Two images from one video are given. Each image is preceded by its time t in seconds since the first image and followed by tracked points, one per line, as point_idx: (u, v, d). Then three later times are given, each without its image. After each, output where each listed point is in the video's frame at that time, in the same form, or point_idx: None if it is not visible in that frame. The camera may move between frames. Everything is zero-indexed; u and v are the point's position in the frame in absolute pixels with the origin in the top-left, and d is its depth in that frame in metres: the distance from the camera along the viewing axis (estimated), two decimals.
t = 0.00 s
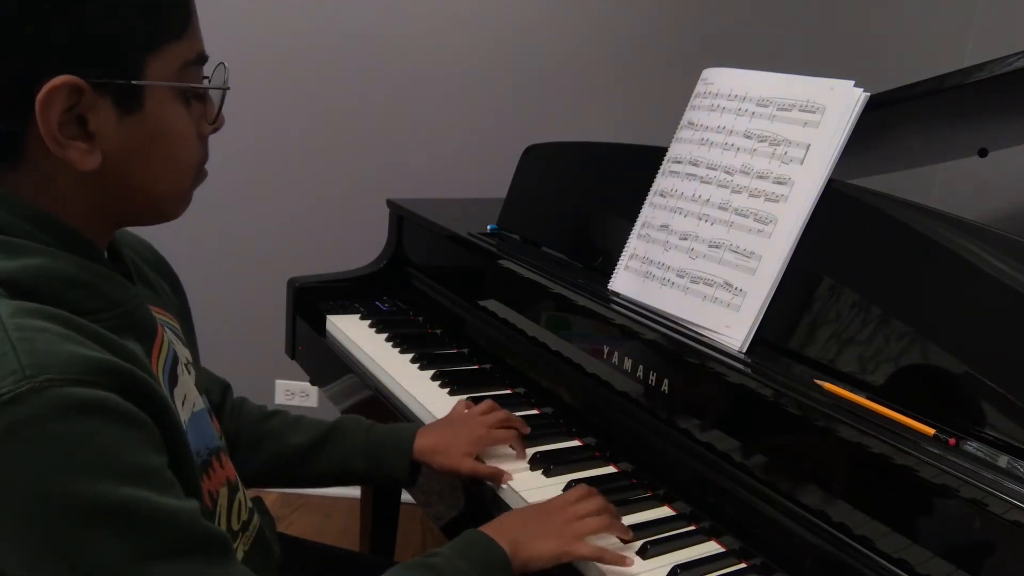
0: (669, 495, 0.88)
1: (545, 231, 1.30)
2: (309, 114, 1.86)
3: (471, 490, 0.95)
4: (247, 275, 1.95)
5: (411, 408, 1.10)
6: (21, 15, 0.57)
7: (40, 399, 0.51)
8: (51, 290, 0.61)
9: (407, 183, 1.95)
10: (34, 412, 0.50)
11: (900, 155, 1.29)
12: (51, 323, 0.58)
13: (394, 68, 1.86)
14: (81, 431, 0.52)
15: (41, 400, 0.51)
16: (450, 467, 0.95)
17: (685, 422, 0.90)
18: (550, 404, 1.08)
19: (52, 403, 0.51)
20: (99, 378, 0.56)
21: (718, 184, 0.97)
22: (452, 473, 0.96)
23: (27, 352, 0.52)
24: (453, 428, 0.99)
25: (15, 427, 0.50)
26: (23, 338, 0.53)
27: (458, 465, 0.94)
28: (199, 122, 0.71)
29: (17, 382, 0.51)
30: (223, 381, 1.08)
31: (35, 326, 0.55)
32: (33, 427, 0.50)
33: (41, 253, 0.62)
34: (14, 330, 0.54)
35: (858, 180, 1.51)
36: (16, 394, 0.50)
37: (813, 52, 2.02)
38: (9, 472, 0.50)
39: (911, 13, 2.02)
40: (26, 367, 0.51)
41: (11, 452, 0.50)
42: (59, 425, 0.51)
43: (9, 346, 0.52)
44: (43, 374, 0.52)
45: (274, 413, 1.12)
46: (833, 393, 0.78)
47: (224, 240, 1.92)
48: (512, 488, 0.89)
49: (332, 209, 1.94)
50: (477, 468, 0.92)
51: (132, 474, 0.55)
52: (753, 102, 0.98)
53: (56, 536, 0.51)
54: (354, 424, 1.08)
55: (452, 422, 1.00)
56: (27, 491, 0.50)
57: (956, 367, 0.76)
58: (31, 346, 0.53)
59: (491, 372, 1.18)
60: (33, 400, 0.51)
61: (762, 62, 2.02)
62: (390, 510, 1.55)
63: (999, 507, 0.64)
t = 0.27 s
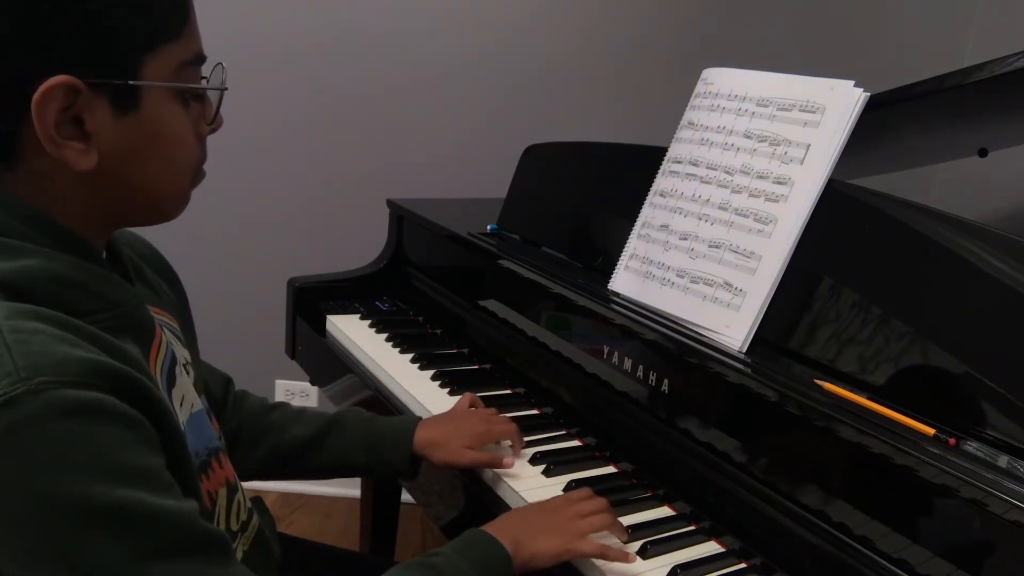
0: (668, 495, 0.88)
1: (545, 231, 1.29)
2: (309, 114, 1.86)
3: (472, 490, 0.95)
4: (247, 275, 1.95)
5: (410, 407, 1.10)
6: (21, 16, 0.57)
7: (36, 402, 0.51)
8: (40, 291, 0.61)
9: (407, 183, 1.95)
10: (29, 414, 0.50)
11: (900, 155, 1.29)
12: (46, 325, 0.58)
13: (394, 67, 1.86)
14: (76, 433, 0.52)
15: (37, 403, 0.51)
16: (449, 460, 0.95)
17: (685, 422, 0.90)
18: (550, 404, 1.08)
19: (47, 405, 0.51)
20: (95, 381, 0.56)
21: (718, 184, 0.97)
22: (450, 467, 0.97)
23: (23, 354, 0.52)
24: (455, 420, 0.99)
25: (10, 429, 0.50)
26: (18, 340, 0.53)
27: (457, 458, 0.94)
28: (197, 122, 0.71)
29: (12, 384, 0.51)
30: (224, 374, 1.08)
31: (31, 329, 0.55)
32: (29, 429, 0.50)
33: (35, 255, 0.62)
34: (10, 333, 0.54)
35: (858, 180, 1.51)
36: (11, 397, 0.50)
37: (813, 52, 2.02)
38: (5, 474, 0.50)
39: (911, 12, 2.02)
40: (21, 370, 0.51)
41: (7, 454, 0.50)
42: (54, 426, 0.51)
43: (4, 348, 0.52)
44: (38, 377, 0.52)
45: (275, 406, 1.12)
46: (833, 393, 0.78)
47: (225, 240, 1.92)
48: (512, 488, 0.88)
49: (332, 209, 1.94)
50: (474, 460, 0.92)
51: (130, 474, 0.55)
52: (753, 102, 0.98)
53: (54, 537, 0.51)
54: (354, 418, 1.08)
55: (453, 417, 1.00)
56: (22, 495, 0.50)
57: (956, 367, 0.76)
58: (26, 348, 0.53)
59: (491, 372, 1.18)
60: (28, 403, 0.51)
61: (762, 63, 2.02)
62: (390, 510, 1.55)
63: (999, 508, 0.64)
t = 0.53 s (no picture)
0: (669, 495, 0.88)
1: (545, 231, 1.29)
2: (309, 114, 1.86)
3: (472, 490, 0.95)
4: (247, 275, 1.95)
5: (410, 407, 1.10)
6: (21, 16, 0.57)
7: (30, 403, 0.51)
8: (36, 290, 0.61)
9: (407, 183, 1.95)
10: (22, 415, 0.50)
11: (900, 155, 1.29)
12: (41, 326, 0.58)
13: (394, 67, 1.86)
14: (70, 434, 0.52)
15: (30, 404, 0.51)
16: (448, 464, 0.95)
17: (686, 422, 0.90)
18: (550, 404, 1.08)
19: (40, 406, 0.51)
20: (90, 383, 0.56)
21: (718, 184, 0.97)
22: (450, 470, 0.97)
23: (16, 355, 0.52)
24: (453, 422, 0.99)
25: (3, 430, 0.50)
26: (11, 341, 0.53)
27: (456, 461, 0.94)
28: (193, 123, 0.72)
29: (5, 385, 0.50)
30: (220, 381, 1.08)
31: (24, 329, 0.55)
32: (22, 430, 0.50)
33: (31, 255, 0.62)
34: (3, 334, 0.53)
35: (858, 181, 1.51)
36: (5, 398, 0.50)
37: (813, 52, 2.02)
38: None
39: (911, 12, 2.02)
40: (15, 371, 0.51)
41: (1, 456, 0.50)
42: (48, 427, 0.51)
43: None
44: (31, 378, 0.52)
45: (271, 412, 1.12)
46: (833, 393, 0.78)
47: (225, 241, 1.92)
48: (512, 487, 0.88)
49: (333, 209, 1.94)
50: (473, 462, 0.92)
51: (125, 474, 0.55)
52: (754, 102, 0.98)
53: (50, 538, 0.51)
54: (353, 422, 1.08)
55: (451, 418, 1.00)
56: (18, 497, 0.50)
57: (956, 367, 0.76)
58: (19, 349, 0.53)
59: (491, 372, 1.18)
60: (22, 403, 0.50)
61: (762, 63, 2.02)
62: (390, 510, 1.55)
63: (999, 508, 0.64)
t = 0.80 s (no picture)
0: (669, 495, 0.88)
1: (545, 231, 1.29)
2: (310, 114, 1.86)
3: (472, 490, 0.95)
4: (248, 275, 1.95)
5: (410, 407, 1.10)
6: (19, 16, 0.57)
7: (30, 404, 0.51)
8: (36, 291, 0.60)
9: (408, 183, 1.95)
10: (22, 416, 0.50)
11: (899, 155, 1.29)
12: (40, 327, 0.58)
13: (394, 68, 1.86)
14: (70, 436, 0.52)
15: (30, 404, 0.51)
16: (441, 462, 0.96)
17: (685, 422, 0.90)
18: (550, 404, 1.08)
19: (40, 407, 0.51)
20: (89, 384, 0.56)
21: (718, 184, 0.97)
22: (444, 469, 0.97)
23: (16, 355, 0.52)
24: (445, 422, 1.00)
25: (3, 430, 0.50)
26: (11, 342, 0.53)
27: (448, 459, 0.94)
28: (202, 136, 0.72)
29: (5, 385, 0.50)
30: (214, 380, 1.08)
31: (25, 330, 0.55)
32: (21, 431, 0.50)
33: (32, 256, 0.62)
34: (4, 334, 0.53)
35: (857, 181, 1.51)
36: (5, 398, 0.50)
37: (813, 52, 2.02)
38: None
39: (911, 12, 2.02)
40: (16, 371, 0.51)
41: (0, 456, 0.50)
42: (47, 428, 0.51)
43: None
44: (32, 378, 0.52)
45: (265, 411, 1.11)
46: (833, 393, 0.78)
47: (225, 241, 1.92)
48: (512, 487, 0.88)
49: (333, 209, 1.94)
50: (465, 459, 0.93)
51: (123, 475, 0.55)
52: (754, 102, 0.98)
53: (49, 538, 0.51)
54: (347, 421, 1.09)
55: (443, 419, 1.01)
56: (18, 498, 0.50)
57: (956, 367, 0.76)
58: (20, 349, 0.53)
59: (491, 372, 1.18)
60: (21, 404, 0.50)
61: (762, 63, 2.02)
62: (390, 510, 1.55)
63: (999, 508, 0.64)
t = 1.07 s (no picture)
0: (669, 495, 0.88)
1: (545, 231, 1.29)
2: (310, 114, 1.86)
3: (472, 490, 0.95)
4: (248, 275, 1.95)
5: (410, 407, 1.10)
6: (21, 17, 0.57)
7: (35, 399, 0.51)
8: (41, 289, 0.60)
9: (408, 182, 1.95)
10: (27, 411, 0.50)
11: (899, 155, 1.29)
12: (46, 324, 0.58)
13: (394, 67, 1.86)
14: (70, 434, 0.52)
15: (33, 400, 0.51)
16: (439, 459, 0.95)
17: (685, 422, 0.90)
18: (550, 404, 1.08)
19: (43, 402, 0.51)
20: (91, 381, 0.56)
21: (718, 184, 0.97)
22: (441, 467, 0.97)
23: (22, 350, 0.52)
24: (442, 421, 1.00)
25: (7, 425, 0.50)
26: (17, 337, 0.53)
27: (446, 456, 0.94)
28: (225, 165, 0.71)
29: (10, 379, 0.51)
30: (214, 385, 1.08)
31: (31, 326, 0.55)
32: (25, 426, 0.50)
33: (42, 255, 0.61)
34: (10, 330, 0.54)
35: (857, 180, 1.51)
36: (9, 393, 0.50)
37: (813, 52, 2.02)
38: None
39: (911, 11, 2.02)
40: (20, 366, 0.51)
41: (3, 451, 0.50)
42: (50, 425, 0.51)
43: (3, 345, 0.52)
44: (36, 373, 0.52)
45: (264, 412, 1.12)
46: (833, 393, 0.78)
47: (225, 241, 1.92)
48: (512, 487, 0.88)
49: (333, 209, 1.94)
50: (463, 456, 0.93)
51: (123, 473, 0.55)
52: (753, 102, 0.98)
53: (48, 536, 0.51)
54: (345, 421, 1.09)
55: (441, 417, 1.01)
56: (19, 496, 0.50)
57: (956, 367, 0.76)
58: (26, 345, 0.53)
59: (491, 372, 1.18)
60: (25, 399, 0.51)
61: (762, 63, 2.02)
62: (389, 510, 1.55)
63: (999, 508, 0.64)
